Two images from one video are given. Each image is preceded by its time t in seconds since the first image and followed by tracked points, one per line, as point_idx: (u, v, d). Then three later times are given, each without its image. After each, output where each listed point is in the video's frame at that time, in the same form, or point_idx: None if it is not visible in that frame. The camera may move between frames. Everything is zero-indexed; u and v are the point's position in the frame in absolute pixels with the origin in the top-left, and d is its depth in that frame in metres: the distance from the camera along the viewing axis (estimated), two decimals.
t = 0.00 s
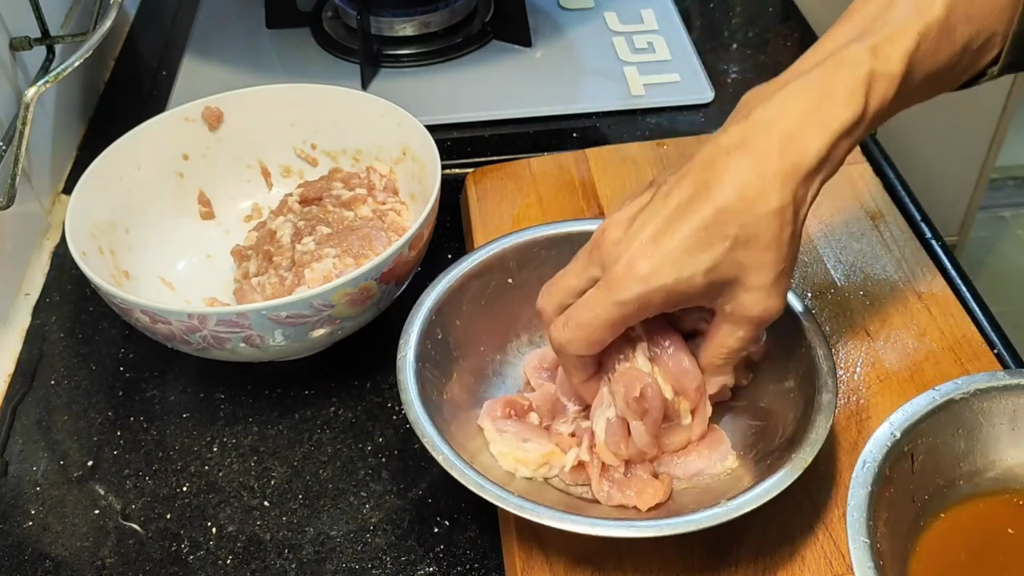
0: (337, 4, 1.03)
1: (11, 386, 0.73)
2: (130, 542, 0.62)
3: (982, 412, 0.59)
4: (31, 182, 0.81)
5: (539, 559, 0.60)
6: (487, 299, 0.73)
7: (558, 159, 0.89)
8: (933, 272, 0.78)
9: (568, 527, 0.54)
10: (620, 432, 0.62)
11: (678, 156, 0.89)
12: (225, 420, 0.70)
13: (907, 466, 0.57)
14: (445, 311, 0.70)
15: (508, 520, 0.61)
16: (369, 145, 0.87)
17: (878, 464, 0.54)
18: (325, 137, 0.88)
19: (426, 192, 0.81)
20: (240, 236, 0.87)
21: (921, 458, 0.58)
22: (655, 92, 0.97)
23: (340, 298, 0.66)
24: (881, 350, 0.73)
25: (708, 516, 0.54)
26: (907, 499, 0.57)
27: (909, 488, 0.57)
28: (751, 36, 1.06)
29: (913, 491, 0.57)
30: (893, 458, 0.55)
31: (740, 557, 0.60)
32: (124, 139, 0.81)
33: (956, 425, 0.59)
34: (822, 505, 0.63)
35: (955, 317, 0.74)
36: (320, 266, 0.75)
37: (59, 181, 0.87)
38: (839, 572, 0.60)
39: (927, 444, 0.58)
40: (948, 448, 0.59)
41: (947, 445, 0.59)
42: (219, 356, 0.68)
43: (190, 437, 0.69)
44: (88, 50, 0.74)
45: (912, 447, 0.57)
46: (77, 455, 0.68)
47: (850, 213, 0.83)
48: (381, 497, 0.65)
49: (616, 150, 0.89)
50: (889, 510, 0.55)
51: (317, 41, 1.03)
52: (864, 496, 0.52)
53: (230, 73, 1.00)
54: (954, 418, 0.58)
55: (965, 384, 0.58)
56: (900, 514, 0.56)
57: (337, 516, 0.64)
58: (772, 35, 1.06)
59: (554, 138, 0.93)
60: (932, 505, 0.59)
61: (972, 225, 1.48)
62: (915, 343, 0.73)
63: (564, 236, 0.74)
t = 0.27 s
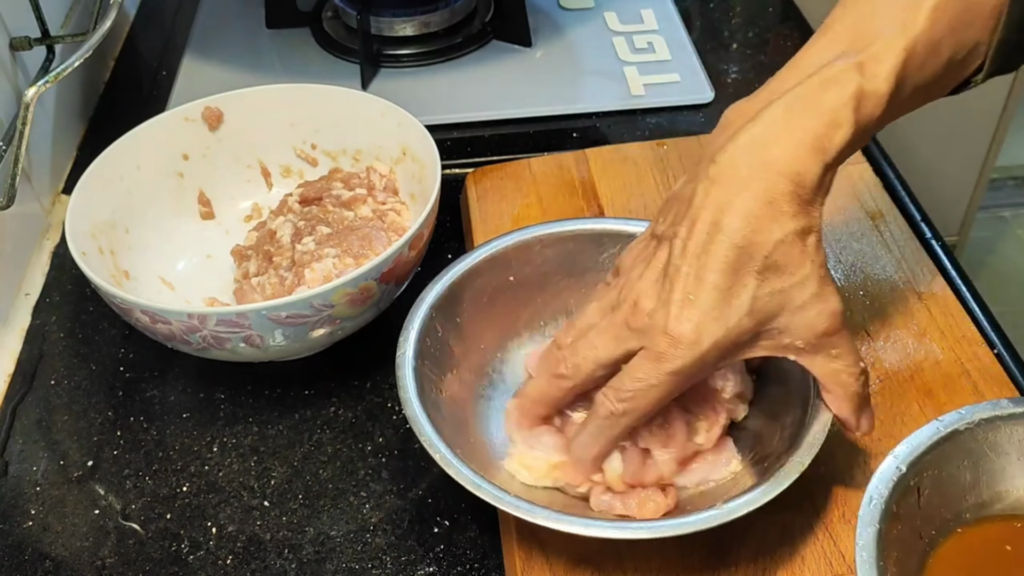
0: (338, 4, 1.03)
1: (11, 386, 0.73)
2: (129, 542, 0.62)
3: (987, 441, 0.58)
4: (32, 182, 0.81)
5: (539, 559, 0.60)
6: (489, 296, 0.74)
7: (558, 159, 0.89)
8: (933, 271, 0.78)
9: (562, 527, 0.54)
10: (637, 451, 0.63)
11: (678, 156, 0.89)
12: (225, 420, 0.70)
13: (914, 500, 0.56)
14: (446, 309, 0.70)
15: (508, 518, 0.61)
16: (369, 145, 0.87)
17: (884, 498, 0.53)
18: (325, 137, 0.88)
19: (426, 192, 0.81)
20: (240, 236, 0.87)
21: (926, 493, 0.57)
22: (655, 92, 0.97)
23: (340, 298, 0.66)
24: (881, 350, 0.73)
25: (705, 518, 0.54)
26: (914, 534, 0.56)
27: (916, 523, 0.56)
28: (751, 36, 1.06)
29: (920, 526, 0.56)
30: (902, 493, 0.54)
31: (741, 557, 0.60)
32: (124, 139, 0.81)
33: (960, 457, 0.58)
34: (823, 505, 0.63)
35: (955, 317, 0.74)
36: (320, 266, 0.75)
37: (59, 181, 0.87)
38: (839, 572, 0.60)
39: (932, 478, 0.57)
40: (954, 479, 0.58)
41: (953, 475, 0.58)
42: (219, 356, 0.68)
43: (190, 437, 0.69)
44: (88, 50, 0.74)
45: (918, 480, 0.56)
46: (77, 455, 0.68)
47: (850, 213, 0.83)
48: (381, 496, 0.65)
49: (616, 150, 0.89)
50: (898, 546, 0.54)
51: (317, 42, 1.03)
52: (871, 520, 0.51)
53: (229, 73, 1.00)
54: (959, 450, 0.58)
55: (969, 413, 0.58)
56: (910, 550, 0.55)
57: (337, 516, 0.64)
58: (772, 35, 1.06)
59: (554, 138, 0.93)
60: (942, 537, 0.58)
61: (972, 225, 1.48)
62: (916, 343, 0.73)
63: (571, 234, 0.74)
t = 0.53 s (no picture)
0: (338, 4, 1.03)
1: (11, 386, 0.73)
2: (129, 542, 0.62)
3: (1007, 467, 0.58)
4: (32, 182, 0.81)
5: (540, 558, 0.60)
6: (498, 279, 0.74)
7: (558, 159, 0.89)
8: (933, 272, 0.78)
9: (568, 511, 0.54)
10: (733, 441, 0.59)
11: (678, 156, 0.89)
12: (225, 420, 0.70)
13: (933, 528, 0.56)
14: (459, 285, 0.70)
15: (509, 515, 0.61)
16: (369, 145, 0.87)
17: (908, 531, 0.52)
18: (325, 137, 0.88)
19: (426, 192, 0.81)
20: (240, 236, 0.87)
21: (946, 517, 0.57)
22: (655, 92, 0.97)
23: (340, 297, 0.66)
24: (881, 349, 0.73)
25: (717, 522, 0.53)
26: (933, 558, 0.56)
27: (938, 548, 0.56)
28: (751, 36, 1.06)
29: (939, 553, 0.57)
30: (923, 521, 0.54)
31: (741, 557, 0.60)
32: (124, 139, 0.81)
33: (977, 483, 0.58)
34: (823, 505, 0.63)
35: (955, 318, 0.74)
36: (320, 266, 0.75)
37: (59, 181, 0.87)
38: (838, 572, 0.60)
39: (952, 503, 0.57)
40: (973, 506, 0.58)
41: (971, 498, 0.58)
42: (219, 355, 0.68)
43: (189, 437, 0.69)
44: (88, 50, 0.74)
45: (937, 509, 0.56)
46: (77, 455, 0.68)
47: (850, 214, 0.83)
48: (381, 497, 0.65)
49: (616, 150, 0.89)
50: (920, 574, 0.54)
51: (317, 42, 1.03)
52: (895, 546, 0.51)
53: (229, 73, 1.00)
54: (978, 474, 0.58)
55: (986, 440, 0.58)
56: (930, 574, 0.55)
57: (337, 516, 0.64)
58: (772, 35, 1.06)
59: (554, 138, 0.93)
60: (960, 564, 0.58)
61: (972, 225, 1.48)
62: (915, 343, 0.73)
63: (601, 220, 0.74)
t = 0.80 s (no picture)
0: (338, 4, 1.03)
1: (11, 386, 0.73)
2: (129, 542, 0.62)
3: (984, 439, 0.57)
4: (32, 182, 0.81)
5: (540, 560, 0.60)
6: (485, 299, 0.74)
7: (558, 159, 0.89)
8: (933, 271, 0.78)
9: (562, 530, 0.54)
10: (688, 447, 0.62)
11: (678, 156, 0.89)
12: (225, 420, 0.70)
13: (907, 501, 0.55)
14: (443, 313, 0.70)
15: (509, 520, 0.61)
16: (369, 144, 0.87)
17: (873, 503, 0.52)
18: (325, 137, 0.88)
19: (426, 192, 0.81)
20: (240, 236, 0.87)
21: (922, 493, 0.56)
22: (655, 92, 0.97)
23: (340, 298, 0.66)
24: (881, 350, 0.73)
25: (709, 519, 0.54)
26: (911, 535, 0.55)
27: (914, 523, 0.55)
28: (751, 35, 1.06)
29: (915, 527, 0.56)
30: (893, 496, 0.54)
31: (742, 558, 0.60)
32: (124, 139, 0.81)
33: (955, 456, 0.57)
34: (823, 505, 0.63)
35: (956, 318, 0.74)
36: (320, 266, 0.75)
37: (59, 181, 0.87)
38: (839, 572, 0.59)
39: (927, 480, 0.56)
40: (949, 479, 0.57)
41: (947, 472, 0.57)
42: (219, 356, 0.68)
43: (189, 437, 0.69)
44: (88, 50, 0.74)
45: (911, 480, 0.55)
46: (77, 455, 0.68)
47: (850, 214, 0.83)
48: (381, 496, 0.65)
49: (616, 150, 0.89)
50: (893, 551, 0.53)
51: (317, 42, 1.03)
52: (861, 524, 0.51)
53: (230, 73, 1.00)
54: (955, 447, 0.57)
55: (961, 411, 0.57)
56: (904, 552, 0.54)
57: (337, 516, 0.64)
58: (772, 35, 1.06)
59: (554, 138, 0.93)
60: (938, 539, 0.57)
61: (972, 225, 1.48)
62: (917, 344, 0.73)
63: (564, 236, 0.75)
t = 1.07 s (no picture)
0: (338, 3, 1.03)
1: (11, 386, 0.73)
2: (129, 542, 0.62)
3: (900, 370, 0.57)
4: (32, 183, 0.81)
5: (540, 559, 0.60)
6: (485, 299, 0.74)
7: (558, 159, 0.89)
8: (933, 272, 0.78)
9: (562, 530, 0.54)
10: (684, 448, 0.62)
11: (678, 156, 0.89)
12: (225, 420, 0.70)
13: (826, 432, 0.54)
14: (442, 313, 0.70)
15: (509, 521, 0.61)
16: (369, 144, 0.87)
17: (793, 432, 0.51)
18: (325, 137, 0.88)
19: (426, 192, 0.81)
20: (240, 237, 0.87)
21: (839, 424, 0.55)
22: (655, 92, 0.97)
23: (340, 298, 0.66)
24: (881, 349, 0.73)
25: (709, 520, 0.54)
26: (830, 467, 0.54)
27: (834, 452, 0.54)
28: (751, 36, 1.06)
29: (835, 458, 0.55)
30: (812, 426, 0.53)
31: (741, 558, 0.60)
32: (124, 139, 0.81)
33: (871, 390, 0.57)
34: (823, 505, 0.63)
35: (955, 319, 0.74)
36: (320, 266, 0.75)
37: (59, 181, 0.87)
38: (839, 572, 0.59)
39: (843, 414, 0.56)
40: (868, 411, 0.57)
41: (868, 406, 0.57)
42: (219, 356, 0.68)
43: (190, 437, 0.69)
44: (88, 50, 0.74)
45: (828, 412, 0.54)
46: (77, 455, 0.68)
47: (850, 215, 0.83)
48: (381, 496, 0.65)
49: (616, 150, 0.89)
50: (811, 478, 0.52)
51: (317, 42, 1.03)
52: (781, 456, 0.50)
53: (230, 73, 1.00)
54: (870, 380, 0.56)
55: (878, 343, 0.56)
56: (822, 481, 0.53)
57: (337, 516, 0.64)
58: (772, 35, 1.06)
59: (554, 138, 0.93)
60: (855, 470, 0.56)
61: (972, 225, 1.48)
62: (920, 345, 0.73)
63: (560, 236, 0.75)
